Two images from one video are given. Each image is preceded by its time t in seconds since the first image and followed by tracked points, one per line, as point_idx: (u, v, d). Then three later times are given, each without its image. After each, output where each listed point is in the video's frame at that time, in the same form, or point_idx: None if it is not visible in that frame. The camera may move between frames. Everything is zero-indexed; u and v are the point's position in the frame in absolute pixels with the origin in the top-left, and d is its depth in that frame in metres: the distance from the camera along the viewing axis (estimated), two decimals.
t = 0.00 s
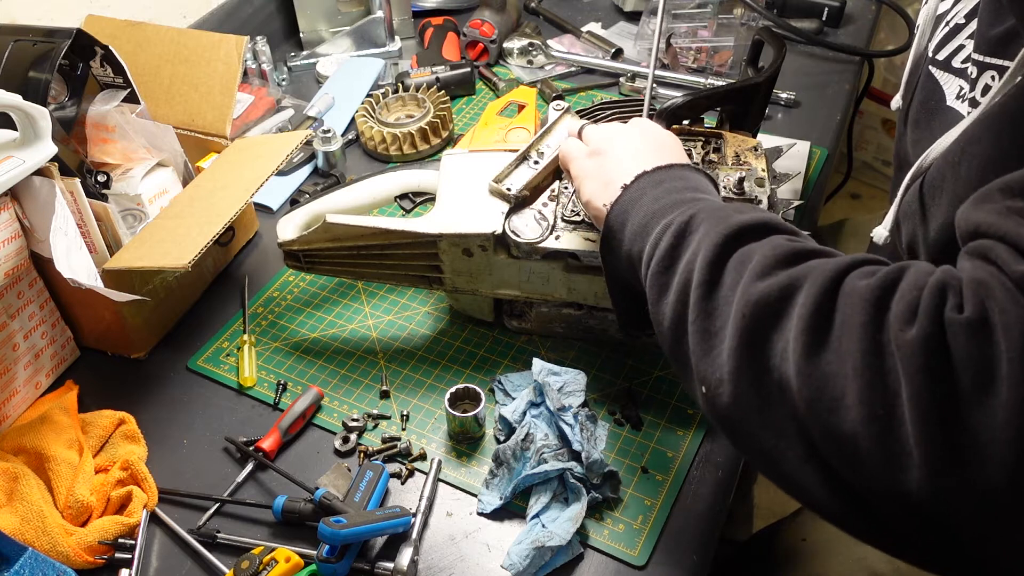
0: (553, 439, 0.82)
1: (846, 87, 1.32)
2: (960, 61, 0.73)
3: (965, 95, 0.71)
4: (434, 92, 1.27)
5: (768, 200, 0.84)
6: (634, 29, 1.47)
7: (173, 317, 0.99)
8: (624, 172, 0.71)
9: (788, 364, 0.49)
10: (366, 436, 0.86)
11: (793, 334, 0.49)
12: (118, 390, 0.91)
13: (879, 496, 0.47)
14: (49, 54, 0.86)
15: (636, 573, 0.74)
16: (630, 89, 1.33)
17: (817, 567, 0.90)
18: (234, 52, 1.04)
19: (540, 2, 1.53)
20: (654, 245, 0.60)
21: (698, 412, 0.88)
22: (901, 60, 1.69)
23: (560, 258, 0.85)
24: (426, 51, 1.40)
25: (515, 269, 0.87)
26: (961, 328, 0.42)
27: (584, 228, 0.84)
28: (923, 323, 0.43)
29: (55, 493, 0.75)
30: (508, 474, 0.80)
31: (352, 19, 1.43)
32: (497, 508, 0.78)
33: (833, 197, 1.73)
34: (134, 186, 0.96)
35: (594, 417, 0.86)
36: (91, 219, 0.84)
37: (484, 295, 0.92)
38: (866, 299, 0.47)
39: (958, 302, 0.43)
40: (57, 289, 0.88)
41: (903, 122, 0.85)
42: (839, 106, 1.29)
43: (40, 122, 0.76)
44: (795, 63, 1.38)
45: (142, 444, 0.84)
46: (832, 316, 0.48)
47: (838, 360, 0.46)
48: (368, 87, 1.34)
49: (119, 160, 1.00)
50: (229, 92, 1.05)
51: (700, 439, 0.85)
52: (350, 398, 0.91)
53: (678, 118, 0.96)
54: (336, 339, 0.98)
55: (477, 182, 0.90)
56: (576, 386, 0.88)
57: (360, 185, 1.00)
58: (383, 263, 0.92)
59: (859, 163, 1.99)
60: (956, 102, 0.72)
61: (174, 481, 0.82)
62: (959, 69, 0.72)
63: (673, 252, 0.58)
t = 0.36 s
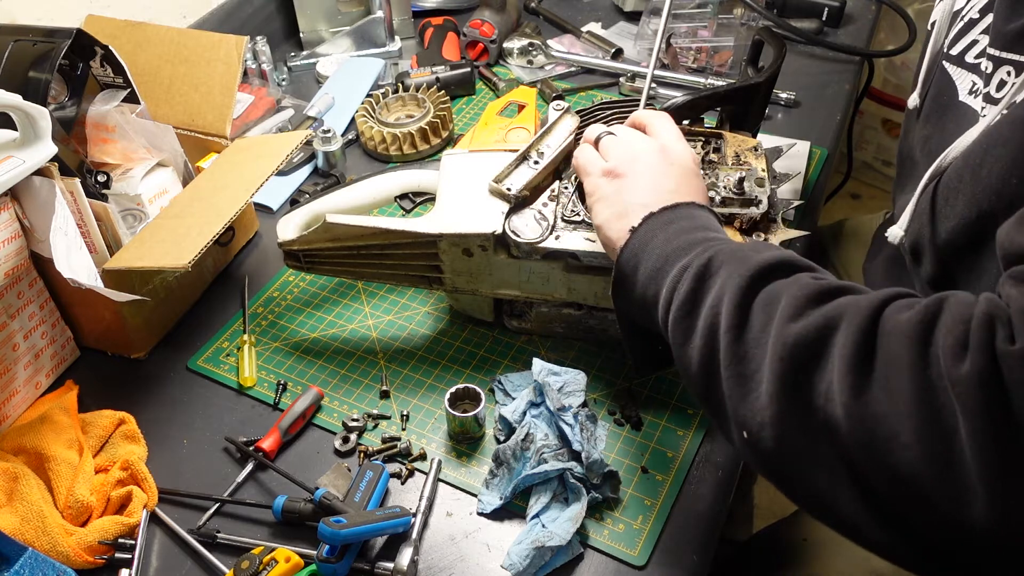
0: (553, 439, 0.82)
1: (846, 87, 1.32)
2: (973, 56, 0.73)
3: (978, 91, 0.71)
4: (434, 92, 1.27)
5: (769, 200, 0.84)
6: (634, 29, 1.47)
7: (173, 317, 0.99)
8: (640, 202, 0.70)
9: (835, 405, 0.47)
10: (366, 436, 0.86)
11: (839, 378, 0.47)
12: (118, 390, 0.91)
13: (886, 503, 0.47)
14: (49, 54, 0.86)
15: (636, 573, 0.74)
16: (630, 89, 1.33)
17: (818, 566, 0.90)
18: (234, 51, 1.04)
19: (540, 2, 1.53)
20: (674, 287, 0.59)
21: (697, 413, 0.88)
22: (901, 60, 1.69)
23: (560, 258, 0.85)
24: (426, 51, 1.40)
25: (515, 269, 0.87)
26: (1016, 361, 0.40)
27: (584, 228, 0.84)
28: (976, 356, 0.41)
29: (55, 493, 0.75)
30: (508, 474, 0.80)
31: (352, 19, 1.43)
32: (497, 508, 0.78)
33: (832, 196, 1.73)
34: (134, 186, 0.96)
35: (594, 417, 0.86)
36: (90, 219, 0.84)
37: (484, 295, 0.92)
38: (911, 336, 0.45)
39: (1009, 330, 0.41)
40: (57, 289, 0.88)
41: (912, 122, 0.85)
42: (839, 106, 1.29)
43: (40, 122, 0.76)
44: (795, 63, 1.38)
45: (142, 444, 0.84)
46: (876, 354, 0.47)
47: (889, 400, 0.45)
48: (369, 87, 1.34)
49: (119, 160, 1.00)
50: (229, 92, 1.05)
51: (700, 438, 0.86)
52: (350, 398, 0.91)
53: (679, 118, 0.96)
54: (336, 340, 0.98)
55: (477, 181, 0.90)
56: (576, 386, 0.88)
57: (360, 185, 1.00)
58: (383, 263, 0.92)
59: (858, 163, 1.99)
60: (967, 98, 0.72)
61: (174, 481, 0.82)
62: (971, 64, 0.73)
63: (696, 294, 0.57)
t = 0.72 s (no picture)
0: (553, 439, 0.82)
1: (846, 87, 1.32)
2: (989, 46, 0.74)
3: (995, 82, 0.73)
4: (434, 92, 1.27)
5: (769, 200, 0.84)
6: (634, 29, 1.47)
7: (173, 318, 0.99)
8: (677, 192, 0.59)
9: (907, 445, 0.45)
10: (366, 436, 0.86)
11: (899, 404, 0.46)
12: (118, 390, 0.91)
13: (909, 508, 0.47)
14: (48, 54, 0.86)
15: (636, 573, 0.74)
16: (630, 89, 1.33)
17: (818, 566, 0.90)
18: (234, 51, 1.04)
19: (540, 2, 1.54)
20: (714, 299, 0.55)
21: (698, 412, 0.88)
22: (900, 59, 1.69)
23: (560, 258, 0.85)
24: (426, 51, 1.40)
25: (515, 269, 0.87)
26: None
27: (584, 228, 0.84)
28: None
29: (55, 493, 0.75)
30: (508, 474, 0.80)
31: (352, 19, 1.43)
32: (497, 508, 0.78)
33: (832, 196, 1.73)
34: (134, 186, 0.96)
35: (594, 417, 0.86)
36: (91, 219, 0.84)
37: (483, 295, 0.92)
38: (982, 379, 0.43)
39: None
40: (57, 290, 0.88)
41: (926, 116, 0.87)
42: (839, 106, 1.29)
43: (40, 122, 0.76)
44: (795, 63, 1.38)
45: (142, 444, 0.84)
46: (950, 370, 0.45)
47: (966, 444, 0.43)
48: (369, 87, 1.34)
49: (119, 160, 1.00)
50: (229, 92, 1.05)
51: (699, 439, 0.85)
52: (350, 399, 0.91)
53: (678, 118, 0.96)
54: (336, 340, 0.98)
55: (477, 181, 0.90)
56: (576, 386, 0.88)
57: (359, 185, 1.00)
58: (383, 263, 0.92)
59: (858, 163, 1.98)
60: (982, 89, 0.74)
61: (174, 481, 0.82)
62: (986, 53, 0.74)
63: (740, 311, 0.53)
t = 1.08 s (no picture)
0: (553, 439, 0.82)
1: (847, 87, 1.32)
2: (998, 42, 0.80)
3: (999, 76, 0.78)
4: (434, 91, 1.27)
5: (769, 200, 0.84)
6: (634, 29, 1.47)
7: (173, 318, 0.99)
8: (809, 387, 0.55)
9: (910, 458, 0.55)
10: (366, 436, 0.86)
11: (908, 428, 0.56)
12: (118, 390, 0.91)
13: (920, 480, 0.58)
14: (48, 54, 0.86)
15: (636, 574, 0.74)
16: (630, 89, 1.33)
17: (820, 565, 0.90)
18: (234, 51, 1.04)
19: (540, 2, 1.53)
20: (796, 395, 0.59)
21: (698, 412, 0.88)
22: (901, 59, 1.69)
23: (561, 258, 0.85)
24: (426, 51, 1.40)
25: (514, 269, 0.87)
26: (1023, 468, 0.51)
27: (584, 228, 0.84)
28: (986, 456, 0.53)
29: (55, 493, 0.75)
30: (508, 474, 0.80)
31: (352, 18, 1.43)
32: (497, 508, 0.78)
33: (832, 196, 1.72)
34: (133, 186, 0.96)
35: (594, 417, 0.86)
36: (90, 219, 0.84)
37: (483, 295, 0.92)
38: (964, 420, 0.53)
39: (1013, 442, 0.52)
40: (57, 289, 0.88)
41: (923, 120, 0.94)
42: (839, 106, 1.29)
43: (40, 122, 0.76)
44: (796, 63, 1.38)
45: (142, 444, 0.84)
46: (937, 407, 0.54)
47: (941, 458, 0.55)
48: (369, 87, 1.34)
49: (119, 160, 1.00)
50: (229, 92, 1.05)
51: (699, 440, 0.85)
52: (350, 399, 0.91)
53: (678, 118, 0.97)
54: (336, 340, 0.98)
55: (477, 181, 0.90)
56: (577, 386, 0.88)
57: (359, 185, 1.00)
58: (383, 263, 0.92)
59: (859, 164, 1.98)
60: (987, 83, 0.79)
61: (174, 481, 0.83)
62: (992, 49, 0.80)
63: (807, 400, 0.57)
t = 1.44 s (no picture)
0: (553, 439, 0.82)
1: (847, 88, 1.32)
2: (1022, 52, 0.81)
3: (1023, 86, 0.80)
4: (434, 91, 1.27)
5: (769, 200, 0.84)
6: (634, 29, 1.47)
7: (173, 318, 0.99)
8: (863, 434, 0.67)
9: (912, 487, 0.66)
10: (366, 436, 0.86)
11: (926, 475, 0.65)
12: (118, 391, 0.91)
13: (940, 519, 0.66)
14: (48, 54, 0.86)
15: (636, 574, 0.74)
16: (630, 89, 1.33)
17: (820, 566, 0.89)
18: (234, 51, 1.04)
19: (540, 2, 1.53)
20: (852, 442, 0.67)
21: (697, 412, 0.88)
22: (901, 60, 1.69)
23: (560, 258, 0.85)
24: (426, 51, 1.40)
25: (514, 269, 0.87)
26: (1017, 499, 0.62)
27: (584, 228, 0.84)
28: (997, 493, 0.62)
29: (55, 493, 0.75)
30: (508, 474, 0.80)
31: (352, 18, 1.43)
32: (497, 508, 0.78)
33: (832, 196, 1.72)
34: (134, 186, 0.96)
35: (594, 417, 0.86)
36: (90, 219, 0.84)
37: (483, 295, 0.93)
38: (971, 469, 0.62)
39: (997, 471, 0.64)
40: (57, 289, 0.88)
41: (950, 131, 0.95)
42: (840, 106, 1.29)
43: (40, 122, 0.76)
44: (796, 63, 1.38)
45: (142, 444, 0.84)
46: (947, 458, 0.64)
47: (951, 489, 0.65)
48: (369, 87, 1.34)
49: (119, 160, 1.00)
50: (229, 92, 1.05)
51: (699, 440, 0.85)
52: (350, 399, 0.91)
53: (678, 118, 0.97)
54: (336, 340, 0.98)
55: (477, 181, 0.90)
56: (577, 386, 0.88)
57: (360, 185, 1.00)
58: (383, 263, 0.92)
59: (859, 163, 1.98)
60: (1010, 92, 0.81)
61: (174, 481, 0.83)
62: (1016, 58, 0.82)
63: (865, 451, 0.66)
